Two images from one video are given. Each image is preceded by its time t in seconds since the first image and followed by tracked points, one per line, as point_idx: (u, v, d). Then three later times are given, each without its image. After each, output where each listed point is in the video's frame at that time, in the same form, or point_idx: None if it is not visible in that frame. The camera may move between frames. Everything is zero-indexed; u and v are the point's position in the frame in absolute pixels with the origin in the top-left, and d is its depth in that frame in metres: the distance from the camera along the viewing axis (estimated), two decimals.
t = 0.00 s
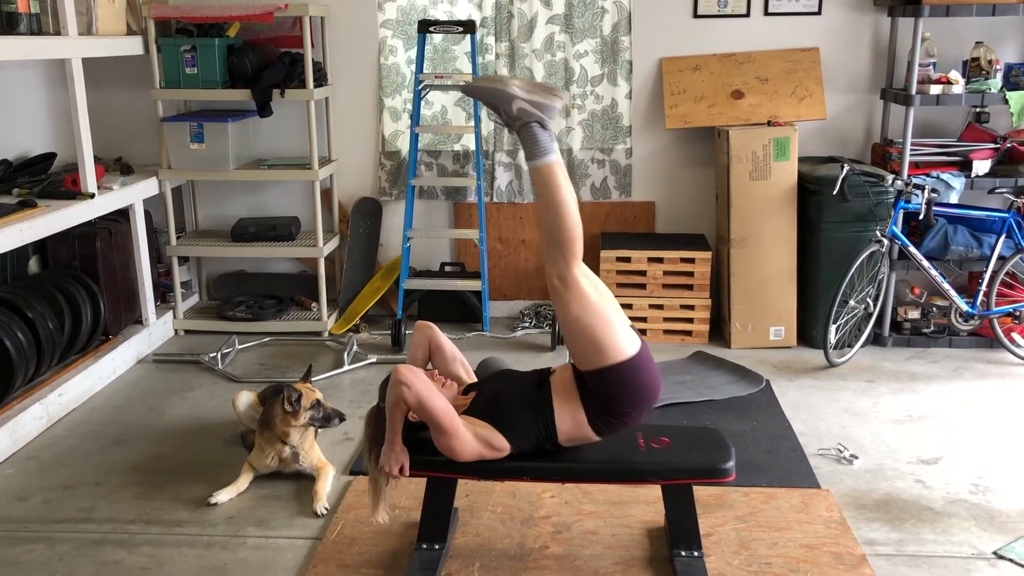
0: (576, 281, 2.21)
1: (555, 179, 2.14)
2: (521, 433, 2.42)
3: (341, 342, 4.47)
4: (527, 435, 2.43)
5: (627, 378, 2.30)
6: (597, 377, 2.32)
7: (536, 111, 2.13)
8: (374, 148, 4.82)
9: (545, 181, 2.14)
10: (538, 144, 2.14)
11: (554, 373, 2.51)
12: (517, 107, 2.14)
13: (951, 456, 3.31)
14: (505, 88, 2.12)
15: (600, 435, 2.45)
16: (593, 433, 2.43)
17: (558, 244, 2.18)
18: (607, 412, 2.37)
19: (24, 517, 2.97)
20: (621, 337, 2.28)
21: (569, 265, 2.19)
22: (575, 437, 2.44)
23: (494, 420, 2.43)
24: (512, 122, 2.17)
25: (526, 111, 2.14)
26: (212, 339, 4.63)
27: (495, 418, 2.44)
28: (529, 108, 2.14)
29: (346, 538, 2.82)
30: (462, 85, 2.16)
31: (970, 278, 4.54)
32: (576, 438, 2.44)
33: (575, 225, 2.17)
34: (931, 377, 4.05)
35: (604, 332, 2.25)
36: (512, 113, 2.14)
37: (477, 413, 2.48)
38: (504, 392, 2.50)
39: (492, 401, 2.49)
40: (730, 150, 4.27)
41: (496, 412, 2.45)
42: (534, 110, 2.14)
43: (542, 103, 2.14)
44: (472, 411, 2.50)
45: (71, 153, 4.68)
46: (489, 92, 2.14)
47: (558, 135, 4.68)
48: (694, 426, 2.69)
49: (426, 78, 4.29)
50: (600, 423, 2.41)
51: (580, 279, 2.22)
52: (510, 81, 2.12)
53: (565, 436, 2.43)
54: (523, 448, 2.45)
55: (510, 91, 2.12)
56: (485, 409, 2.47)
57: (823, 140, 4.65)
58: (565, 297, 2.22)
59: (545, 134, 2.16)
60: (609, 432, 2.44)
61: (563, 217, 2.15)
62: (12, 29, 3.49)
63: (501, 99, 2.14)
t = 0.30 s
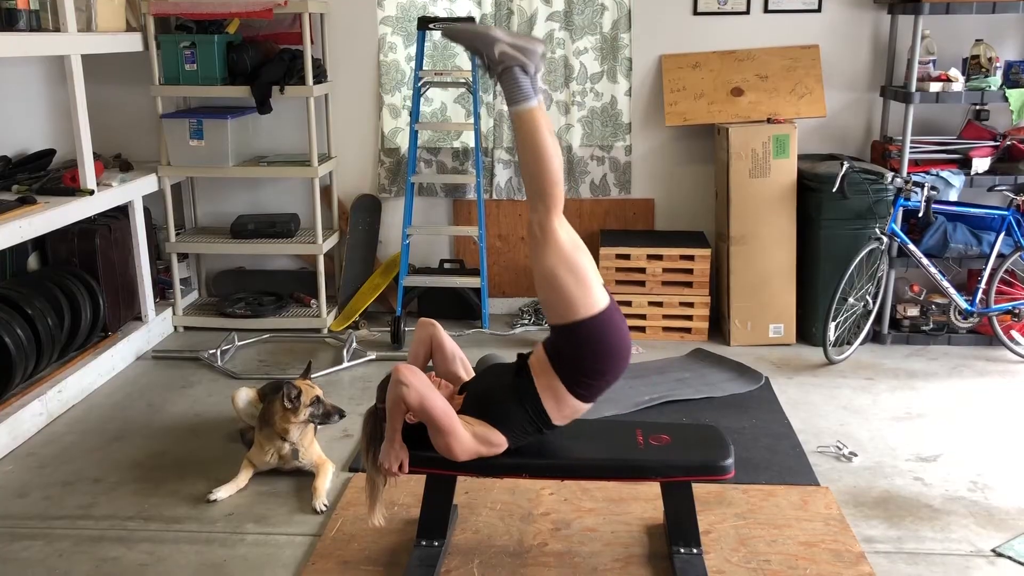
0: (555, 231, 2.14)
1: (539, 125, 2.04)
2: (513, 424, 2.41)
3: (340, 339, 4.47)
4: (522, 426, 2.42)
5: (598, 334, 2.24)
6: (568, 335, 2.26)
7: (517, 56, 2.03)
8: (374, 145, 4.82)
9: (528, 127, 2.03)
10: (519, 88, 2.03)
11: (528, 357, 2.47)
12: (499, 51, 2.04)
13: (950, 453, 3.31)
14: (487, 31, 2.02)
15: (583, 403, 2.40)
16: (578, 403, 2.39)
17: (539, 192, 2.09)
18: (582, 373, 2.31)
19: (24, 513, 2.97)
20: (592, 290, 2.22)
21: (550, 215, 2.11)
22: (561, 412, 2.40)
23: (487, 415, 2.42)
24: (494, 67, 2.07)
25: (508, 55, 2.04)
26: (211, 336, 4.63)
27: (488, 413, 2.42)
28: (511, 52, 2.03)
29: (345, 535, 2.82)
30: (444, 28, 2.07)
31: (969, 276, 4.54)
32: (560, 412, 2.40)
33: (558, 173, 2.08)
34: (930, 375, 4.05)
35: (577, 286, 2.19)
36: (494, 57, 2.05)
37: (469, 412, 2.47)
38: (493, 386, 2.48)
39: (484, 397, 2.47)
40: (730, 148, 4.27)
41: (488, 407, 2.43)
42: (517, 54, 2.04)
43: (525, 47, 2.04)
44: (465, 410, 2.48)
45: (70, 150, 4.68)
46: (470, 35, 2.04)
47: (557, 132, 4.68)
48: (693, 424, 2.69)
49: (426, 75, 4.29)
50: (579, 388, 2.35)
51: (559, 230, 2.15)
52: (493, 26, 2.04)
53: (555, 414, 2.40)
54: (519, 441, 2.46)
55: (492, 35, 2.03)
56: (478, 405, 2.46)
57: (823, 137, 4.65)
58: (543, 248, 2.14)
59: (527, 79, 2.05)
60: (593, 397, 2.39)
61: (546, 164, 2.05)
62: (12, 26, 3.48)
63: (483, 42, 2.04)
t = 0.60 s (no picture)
0: (543, 193, 2.05)
1: (535, 82, 1.93)
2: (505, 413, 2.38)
3: (341, 335, 4.46)
4: (515, 414, 2.39)
5: (572, 301, 2.16)
6: (539, 303, 2.18)
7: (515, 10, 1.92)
8: (374, 142, 4.81)
9: (524, 84, 1.93)
10: (516, 45, 1.93)
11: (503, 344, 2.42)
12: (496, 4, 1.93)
13: (950, 451, 3.32)
14: None
15: (565, 373, 2.33)
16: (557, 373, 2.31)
17: (531, 150, 1.98)
18: (554, 342, 2.24)
19: (24, 509, 2.97)
20: (571, 257, 2.13)
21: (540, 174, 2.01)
22: (544, 389, 2.34)
23: (480, 410, 2.41)
24: (490, 19, 1.96)
25: (506, 8, 1.93)
26: (211, 331, 4.63)
27: (482, 407, 2.41)
28: (509, 6, 1.93)
29: (346, 531, 2.83)
30: None
31: (970, 274, 4.53)
32: (544, 389, 2.33)
33: (554, 134, 1.98)
34: (930, 373, 4.05)
35: (557, 252, 2.10)
36: (491, 11, 1.94)
37: (464, 407, 2.46)
38: (477, 378, 2.45)
39: (472, 391, 2.45)
40: (731, 145, 4.27)
41: (480, 402, 2.41)
42: (515, 9, 1.93)
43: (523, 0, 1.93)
44: (460, 405, 2.47)
45: (71, 146, 4.68)
46: None
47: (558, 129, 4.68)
48: (693, 422, 2.69)
49: (427, 71, 4.29)
50: (552, 359, 2.28)
51: (547, 193, 2.06)
52: None
53: (539, 390, 2.33)
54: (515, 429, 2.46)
55: None
56: (470, 402, 2.44)
57: (824, 135, 4.64)
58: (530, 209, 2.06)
59: (523, 36, 1.95)
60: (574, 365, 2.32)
61: (541, 122, 1.95)
62: (12, 21, 3.48)
63: None
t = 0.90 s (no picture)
0: (542, 182, 2.04)
1: (543, 67, 1.94)
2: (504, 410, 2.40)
3: (342, 333, 4.47)
4: (513, 408, 2.40)
5: (564, 289, 2.18)
6: (532, 293, 2.19)
7: None
8: (375, 139, 4.81)
9: (532, 68, 1.94)
10: (526, 30, 1.94)
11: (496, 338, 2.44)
12: None
13: (949, 450, 3.31)
14: None
15: (559, 362, 2.35)
16: (550, 362, 2.33)
17: (532, 136, 1.98)
18: (545, 332, 2.25)
19: (24, 505, 2.97)
20: (566, 245, 2.14)
21: (541, 162, 2.01)
22: (539, 380, 2.36)
23: (477, 406, 2.41)
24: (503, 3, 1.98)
25: None
26: (211, 328, 4.63)
27: (479, 404, 2.41)
28: None
29: (345, 528, 2.83)
30: None
31: (970, 273, 4.53)
32: (538, 379, 2.35)
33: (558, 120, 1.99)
34: (930, 371, 4.05)
35: (553, 241, 2.10)
36: None
37: (463, 404, 2.45)
38: (474, 375, 2.46)
39: (469, 389, 2.46)
40: (733, 143, 4.26)
41: (477, 398, 2.42)
42: None
43: None
44: (458, 404, 2.47)
45: (71, 142, 4.67)
46: None
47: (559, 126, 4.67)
48: (693, 420, 2.69)
49: (427, 68, 4.28)
50: (543, 349, 2.29)
51: (546, 181, 2.06)
52: None
53: (533, 380, 2.35)
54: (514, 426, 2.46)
55: None
56: (467, 399, 2.44)
57: (825, 133, 4.64)
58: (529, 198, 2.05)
59: (535, 21, 1.96)
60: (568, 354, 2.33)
61: (545, 109, 1.96)
62: (13, 16, 3.47)
63: None
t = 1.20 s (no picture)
0: (550, 204, 2.07)
1: (543, 93, 1.97)
2: (508, 414, 2.40)
3: (342, 331, 4.48)
4: (518, 412, 2.41)
5: (589, 310, 2.19)
6: (556, 312, 2.20)
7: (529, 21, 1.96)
8: (375, 136, 4.81)
9: (530, 94, 1.96)
10: (526, 55, 1.96)
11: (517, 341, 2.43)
12: (510, 14, 1.96)
13: (950, 447, 3.32)
14: None
15: (576, 382, 2.36)
16: (568, 381, 2.34)
17: (538, 163, 2.02)
18: (570, 351, 2.26)
19: (25, 502, 2.97)
20: (585, 266, 2.17)
21: (546, 187, 2.04)
22: (554, 394, 2.37)
23: (483, 406, 2.42)
24: (501, 30, 1.99)
25: (519, 19, 1.96)
26: (212, 325, 4.63)
27: (484, 404, 2.42)
28: (522, 16, 1.96)
29: (346, 525, 2.83)
30: None
31: (971, 270, 4.54)
32: (553, 394, 2.36)
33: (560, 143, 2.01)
34: (931, 368, 4.05)
35: (570, 262, 2.13)
36: (504, 20, 1.97)
37: (468, 403, 2.46)
38: (484, 374, 2.46)
39: (475, 388, 2.47)
40: (734, 140, 4.26)
41: (483, 398, 2.43)
42: (528, 20, 1.97)
43: (535, 13, 1.97)
44: (463, 402, 2.48)
45: (71, 139, 4.68)
46: None
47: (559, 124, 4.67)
48: (693, 417, 2.69)
49: (427, 66, 4.28)
50: (567, 367, 2.30)
51: (555, 203, 2.08)
52: None
53: (546, 395, 2.36)
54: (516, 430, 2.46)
55: None
56: (472, 398, 2.45)
57: (825, 130, 4.64)
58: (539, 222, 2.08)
59: (535, 47, 1.98)
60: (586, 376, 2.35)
61: (546, 135, 1.99)
62: (13, 14, 3.45)
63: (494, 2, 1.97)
